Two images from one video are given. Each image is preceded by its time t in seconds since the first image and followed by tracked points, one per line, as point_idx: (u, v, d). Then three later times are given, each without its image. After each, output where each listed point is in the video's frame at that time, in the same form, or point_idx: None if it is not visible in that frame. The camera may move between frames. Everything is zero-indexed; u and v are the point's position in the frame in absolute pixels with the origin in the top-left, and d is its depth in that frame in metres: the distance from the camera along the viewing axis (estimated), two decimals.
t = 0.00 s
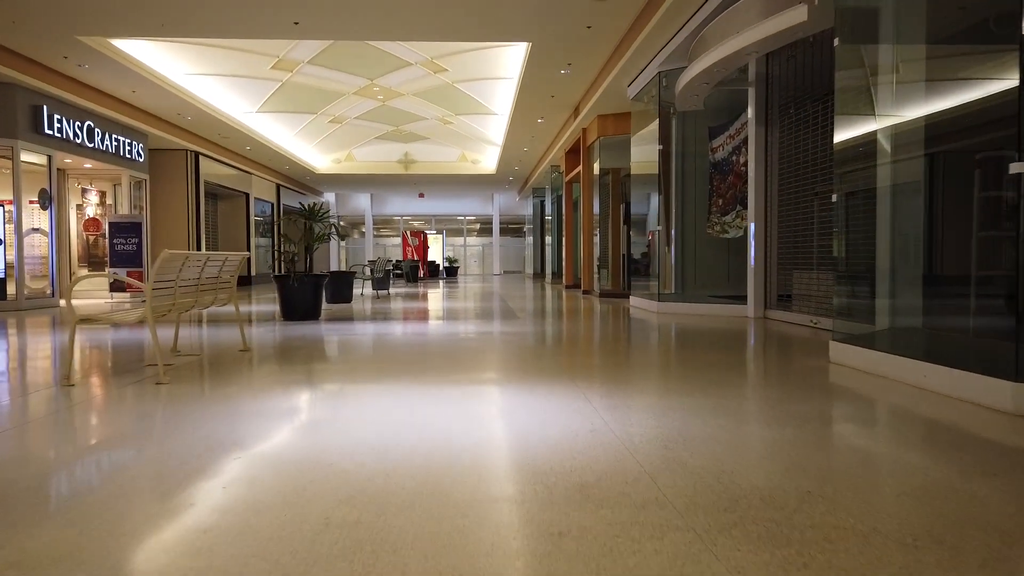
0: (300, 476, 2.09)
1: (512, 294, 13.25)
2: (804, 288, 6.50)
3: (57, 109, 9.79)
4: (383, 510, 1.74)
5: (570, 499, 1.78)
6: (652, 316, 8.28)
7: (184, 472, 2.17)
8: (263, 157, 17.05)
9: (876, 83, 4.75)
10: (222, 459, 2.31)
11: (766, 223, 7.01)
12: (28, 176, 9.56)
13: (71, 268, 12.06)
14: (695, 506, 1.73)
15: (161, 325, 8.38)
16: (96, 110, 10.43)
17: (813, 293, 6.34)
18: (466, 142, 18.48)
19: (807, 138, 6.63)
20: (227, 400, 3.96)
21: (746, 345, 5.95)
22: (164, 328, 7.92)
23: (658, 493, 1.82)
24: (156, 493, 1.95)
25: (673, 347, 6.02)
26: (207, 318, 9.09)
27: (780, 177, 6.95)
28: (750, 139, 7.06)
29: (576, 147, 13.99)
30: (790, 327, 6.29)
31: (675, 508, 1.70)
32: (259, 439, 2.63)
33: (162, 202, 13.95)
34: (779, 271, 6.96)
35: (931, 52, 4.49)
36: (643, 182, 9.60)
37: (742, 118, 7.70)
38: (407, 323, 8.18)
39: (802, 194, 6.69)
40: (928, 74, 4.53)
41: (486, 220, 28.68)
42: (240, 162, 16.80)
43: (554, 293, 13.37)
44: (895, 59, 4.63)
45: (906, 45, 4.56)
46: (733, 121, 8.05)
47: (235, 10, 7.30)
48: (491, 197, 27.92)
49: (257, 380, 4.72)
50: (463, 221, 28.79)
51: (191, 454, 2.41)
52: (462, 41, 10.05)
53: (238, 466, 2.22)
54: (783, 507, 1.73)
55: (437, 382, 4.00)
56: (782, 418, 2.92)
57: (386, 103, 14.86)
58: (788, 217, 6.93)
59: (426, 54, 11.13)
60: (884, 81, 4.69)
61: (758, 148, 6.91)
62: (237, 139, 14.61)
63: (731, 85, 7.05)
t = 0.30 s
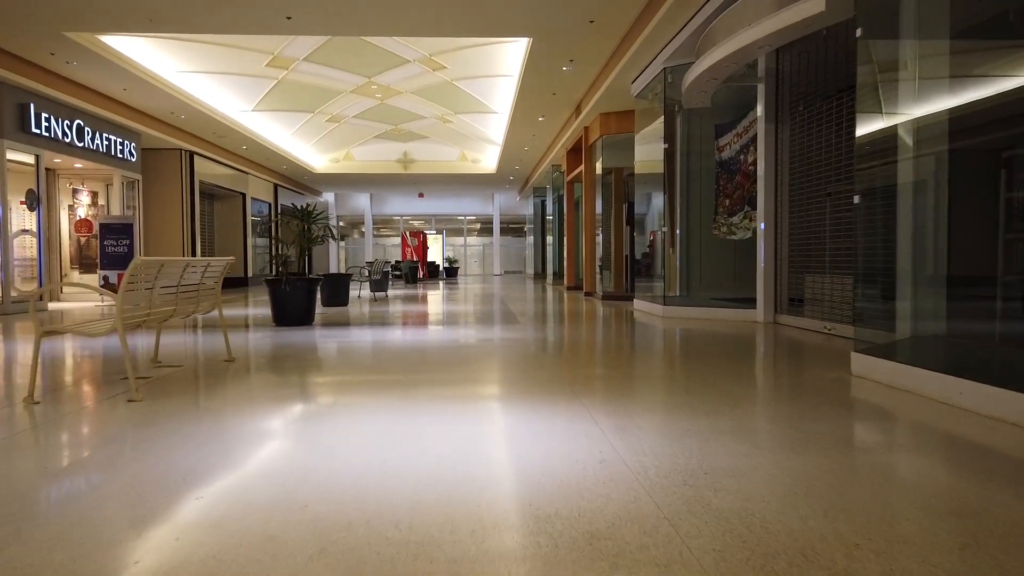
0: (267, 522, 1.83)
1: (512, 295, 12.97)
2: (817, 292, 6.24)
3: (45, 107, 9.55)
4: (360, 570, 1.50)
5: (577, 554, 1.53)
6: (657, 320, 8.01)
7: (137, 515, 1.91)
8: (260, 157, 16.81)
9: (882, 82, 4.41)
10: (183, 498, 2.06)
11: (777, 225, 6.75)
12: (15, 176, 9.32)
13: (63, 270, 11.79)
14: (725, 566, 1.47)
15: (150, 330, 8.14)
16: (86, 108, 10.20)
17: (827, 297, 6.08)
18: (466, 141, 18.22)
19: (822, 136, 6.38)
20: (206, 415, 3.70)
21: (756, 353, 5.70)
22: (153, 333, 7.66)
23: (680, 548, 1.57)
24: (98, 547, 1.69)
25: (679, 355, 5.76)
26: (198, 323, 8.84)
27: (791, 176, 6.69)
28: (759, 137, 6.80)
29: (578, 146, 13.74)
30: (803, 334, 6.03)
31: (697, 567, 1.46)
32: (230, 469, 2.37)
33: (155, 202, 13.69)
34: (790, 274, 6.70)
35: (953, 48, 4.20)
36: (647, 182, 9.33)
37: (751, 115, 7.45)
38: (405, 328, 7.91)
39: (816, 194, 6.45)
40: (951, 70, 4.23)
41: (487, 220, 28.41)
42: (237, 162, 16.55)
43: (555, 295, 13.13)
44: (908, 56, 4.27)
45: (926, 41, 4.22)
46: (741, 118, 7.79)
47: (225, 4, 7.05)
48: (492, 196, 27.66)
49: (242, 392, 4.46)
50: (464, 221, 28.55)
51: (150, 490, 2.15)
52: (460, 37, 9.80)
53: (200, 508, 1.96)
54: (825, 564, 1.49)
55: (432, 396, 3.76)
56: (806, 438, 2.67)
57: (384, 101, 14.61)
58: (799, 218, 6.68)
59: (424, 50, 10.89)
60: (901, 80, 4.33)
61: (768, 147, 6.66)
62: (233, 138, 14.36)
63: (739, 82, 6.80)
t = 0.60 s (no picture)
0: (239, 551, 1.60)
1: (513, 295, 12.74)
2: (832, 289, 6.01)
3: (35, 102, 9.33)
4: None
5: None
6: (664, 319, 7.77)
7: (93, 538, 1.68)
8: (257, 155, 16.59)
9: (901, 76, 4.20)
10: (151, 518, 1.83)
11: (789, 221, 6.52)
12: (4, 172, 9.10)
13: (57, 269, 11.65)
14: None
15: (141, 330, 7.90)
16: (78, 103, 9.97)
17: (843, 295, 5.84)
18: (467, 139, 17.99)
19: (836, 128, 6.15)
20: (190, 420, 3.48)
21: (769, 354, 5.47)
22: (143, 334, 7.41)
23: None
24: None
25: (688, 357, 5.53)
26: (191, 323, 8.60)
27: (803, 170, 6.47)
28: (770, 130, 6.57)
29: (580, 143, 13.52)
30: (817, 334, 5.80)
31: None
32: (208, 483, 2.15)
33: (151, 200, 13.46)
34: (802, 272, 6.46)
35: (979, 39, 3.96)
36: (652, 180, 9.09)
37: (760, 109, 7.23)
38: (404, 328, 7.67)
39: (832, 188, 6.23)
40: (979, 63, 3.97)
41: (488, 219, 28.16)
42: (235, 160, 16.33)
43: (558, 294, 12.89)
44: (930, 49, 4.07)
45: (951, 34, 3.99)
46: (750, 112, 7.57)
47: None
48: (493, 195, 27.40)
49: (231, 396, 4.23)
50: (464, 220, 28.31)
51: (115, 508, 1.92)
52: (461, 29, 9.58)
53: (166, 531, 1.73)
54: None
55: (431, 401, 3.53)
56: (836, 446, 2.45)
57: (383, 98, 14.38)
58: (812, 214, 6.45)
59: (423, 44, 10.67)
60: (923, 75, 4.10)
61: (780, 141, 6.42)
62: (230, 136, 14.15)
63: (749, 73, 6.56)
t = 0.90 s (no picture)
0: None
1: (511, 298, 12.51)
2: (843, 293, 5.79)
3: (21, 100, 9.09)
4: None
5: None
6: (667, 323, 7.54)
7: None
8: (251, 154, 16.35)
9: (917, 74, 3.81)
10: (105, 557, 1.61)
11: (797, 223, 6.30)
12: None
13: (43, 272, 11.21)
14: None
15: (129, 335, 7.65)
16: (64, 100, 9.73)
17: (855, 299, 5.62)
18: (464, 139, 17.76)
19: (847, 126, 5.94)
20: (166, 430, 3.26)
21: (777, 360, 5.26)
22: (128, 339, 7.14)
23: None
24: None
25: (694, 363, 5.32)
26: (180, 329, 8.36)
27: (812, 171, 6.26)
28: (778, 128, 6.36)
29: (580, 142, 13.30)
30: (827, 340, 5.60)
31: None
32: (180, 511, 1.93)
33: (141, 201, 13.19)
34: (811, 274, 6.24)
35: (1003, 36, 3.73)
36: (653, 180, 8.87)
37: (767, 106, 7.03)
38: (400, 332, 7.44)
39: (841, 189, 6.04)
40: (1002, 60, 3.72)
41: (485, 220, 27.92)
42: (228, 160, 16.08)
43: (557, 296, 12.66)
44: (951, 45, 3.69)
45: (977, 30, 3.69)
46: (756, 110, 7.35)
47: None
48: (489, 195, 27.12)
49: (214, 406, 3.99)
50: (461, 221, 28.08)
51: (65, 542, 1.70)
52: (459, 25, 9.35)
53: None
54: None
55: (425, 413, 3.31)
56: (863, 465, 2.24)
57: (378, 96, 14.14)
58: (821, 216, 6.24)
59: (419, 41, 10.45)
60: (947, 73, 3.70)
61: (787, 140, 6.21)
62: (222, 135, 13.91)
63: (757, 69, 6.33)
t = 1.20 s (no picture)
0: None
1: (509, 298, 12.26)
2: (857, 290, 5.53)
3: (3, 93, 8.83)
4: None
5: None
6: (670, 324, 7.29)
7: None
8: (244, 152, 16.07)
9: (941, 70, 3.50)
10: None
11: (807, 217, 6.01)
12: None
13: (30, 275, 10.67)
14: None
15: (112, 336, 7.39)
16: (49, 95, 9.48)
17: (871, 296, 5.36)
18: (461, 136, 17.51)
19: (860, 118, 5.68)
20: (132, 439, 3.01)
21: (787, 363, 5.02)
22: (109, 342, 6.87)
23: None
24: None
25: (699, 366, 5.08)
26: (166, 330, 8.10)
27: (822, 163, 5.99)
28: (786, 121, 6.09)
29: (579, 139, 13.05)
30: (839, 343, 5.37)
31: None
32: (130, 546, 1.67)
33: (130, 199, 12.92)
34: (821, 273, 5.98)
35: None
36: (654, 177, 8.63)
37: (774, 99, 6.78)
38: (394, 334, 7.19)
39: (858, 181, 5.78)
40: None
41: (482, 219, 27.70)
42: (221, 158, 15.79)
43: (556, 297, 12.41)
44: (978, 38, 3.35)
45: (1001, 21, 3.27)
46: (762, 103, 7.14)
47: None
48: (488, 195, 26.69)
49: (190, 412, 3.73)
50: (459, 220, 27.80)
51: None
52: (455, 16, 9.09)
53: None
54: None
55: (415, 423, 3.06)
56: (896, 484, 2.00)
57: (373, 93, 13.88)
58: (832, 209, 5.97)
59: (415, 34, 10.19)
60: (970, 66, 3.33)
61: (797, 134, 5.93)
62: (214, 132, 13.64)
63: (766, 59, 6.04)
